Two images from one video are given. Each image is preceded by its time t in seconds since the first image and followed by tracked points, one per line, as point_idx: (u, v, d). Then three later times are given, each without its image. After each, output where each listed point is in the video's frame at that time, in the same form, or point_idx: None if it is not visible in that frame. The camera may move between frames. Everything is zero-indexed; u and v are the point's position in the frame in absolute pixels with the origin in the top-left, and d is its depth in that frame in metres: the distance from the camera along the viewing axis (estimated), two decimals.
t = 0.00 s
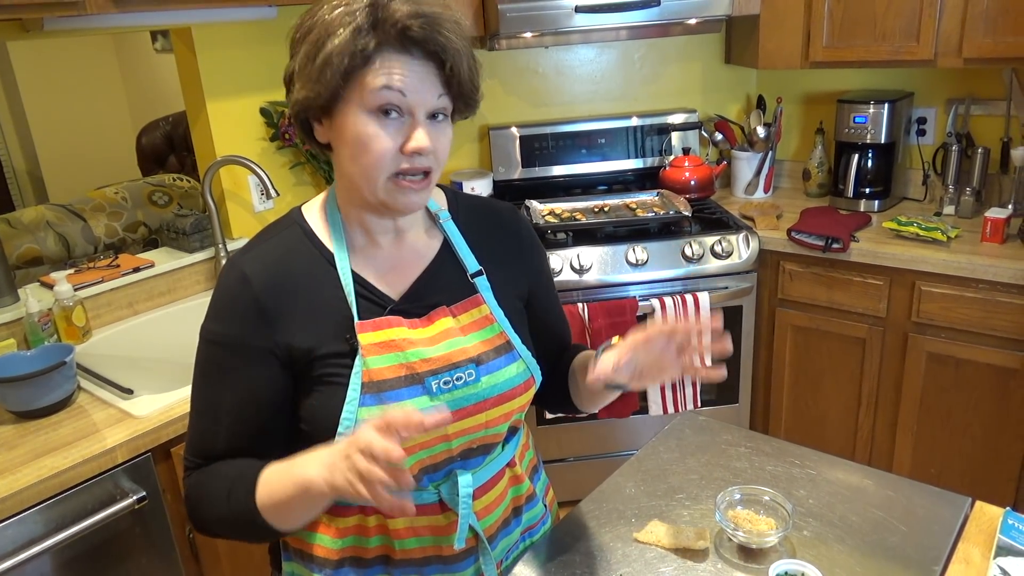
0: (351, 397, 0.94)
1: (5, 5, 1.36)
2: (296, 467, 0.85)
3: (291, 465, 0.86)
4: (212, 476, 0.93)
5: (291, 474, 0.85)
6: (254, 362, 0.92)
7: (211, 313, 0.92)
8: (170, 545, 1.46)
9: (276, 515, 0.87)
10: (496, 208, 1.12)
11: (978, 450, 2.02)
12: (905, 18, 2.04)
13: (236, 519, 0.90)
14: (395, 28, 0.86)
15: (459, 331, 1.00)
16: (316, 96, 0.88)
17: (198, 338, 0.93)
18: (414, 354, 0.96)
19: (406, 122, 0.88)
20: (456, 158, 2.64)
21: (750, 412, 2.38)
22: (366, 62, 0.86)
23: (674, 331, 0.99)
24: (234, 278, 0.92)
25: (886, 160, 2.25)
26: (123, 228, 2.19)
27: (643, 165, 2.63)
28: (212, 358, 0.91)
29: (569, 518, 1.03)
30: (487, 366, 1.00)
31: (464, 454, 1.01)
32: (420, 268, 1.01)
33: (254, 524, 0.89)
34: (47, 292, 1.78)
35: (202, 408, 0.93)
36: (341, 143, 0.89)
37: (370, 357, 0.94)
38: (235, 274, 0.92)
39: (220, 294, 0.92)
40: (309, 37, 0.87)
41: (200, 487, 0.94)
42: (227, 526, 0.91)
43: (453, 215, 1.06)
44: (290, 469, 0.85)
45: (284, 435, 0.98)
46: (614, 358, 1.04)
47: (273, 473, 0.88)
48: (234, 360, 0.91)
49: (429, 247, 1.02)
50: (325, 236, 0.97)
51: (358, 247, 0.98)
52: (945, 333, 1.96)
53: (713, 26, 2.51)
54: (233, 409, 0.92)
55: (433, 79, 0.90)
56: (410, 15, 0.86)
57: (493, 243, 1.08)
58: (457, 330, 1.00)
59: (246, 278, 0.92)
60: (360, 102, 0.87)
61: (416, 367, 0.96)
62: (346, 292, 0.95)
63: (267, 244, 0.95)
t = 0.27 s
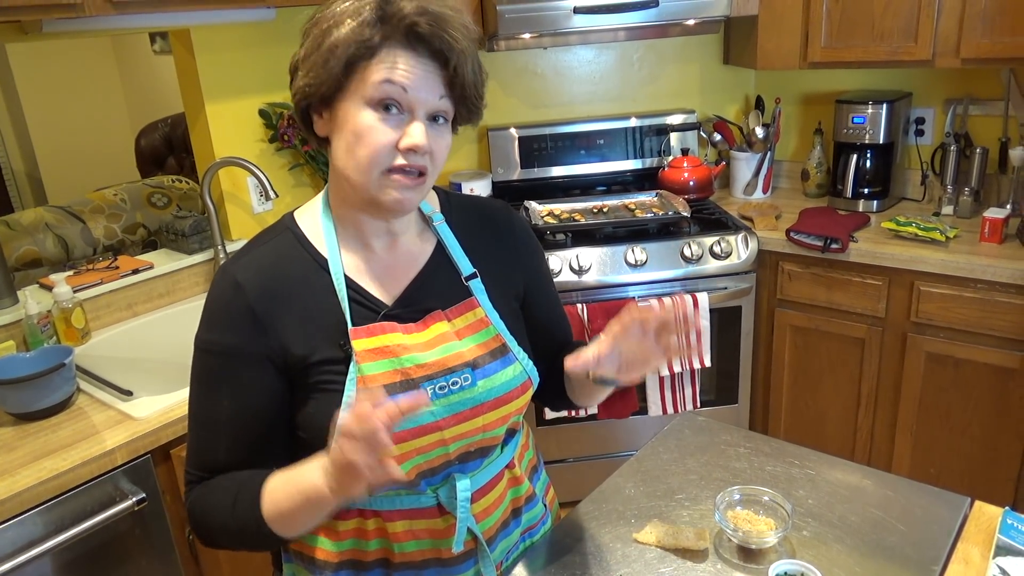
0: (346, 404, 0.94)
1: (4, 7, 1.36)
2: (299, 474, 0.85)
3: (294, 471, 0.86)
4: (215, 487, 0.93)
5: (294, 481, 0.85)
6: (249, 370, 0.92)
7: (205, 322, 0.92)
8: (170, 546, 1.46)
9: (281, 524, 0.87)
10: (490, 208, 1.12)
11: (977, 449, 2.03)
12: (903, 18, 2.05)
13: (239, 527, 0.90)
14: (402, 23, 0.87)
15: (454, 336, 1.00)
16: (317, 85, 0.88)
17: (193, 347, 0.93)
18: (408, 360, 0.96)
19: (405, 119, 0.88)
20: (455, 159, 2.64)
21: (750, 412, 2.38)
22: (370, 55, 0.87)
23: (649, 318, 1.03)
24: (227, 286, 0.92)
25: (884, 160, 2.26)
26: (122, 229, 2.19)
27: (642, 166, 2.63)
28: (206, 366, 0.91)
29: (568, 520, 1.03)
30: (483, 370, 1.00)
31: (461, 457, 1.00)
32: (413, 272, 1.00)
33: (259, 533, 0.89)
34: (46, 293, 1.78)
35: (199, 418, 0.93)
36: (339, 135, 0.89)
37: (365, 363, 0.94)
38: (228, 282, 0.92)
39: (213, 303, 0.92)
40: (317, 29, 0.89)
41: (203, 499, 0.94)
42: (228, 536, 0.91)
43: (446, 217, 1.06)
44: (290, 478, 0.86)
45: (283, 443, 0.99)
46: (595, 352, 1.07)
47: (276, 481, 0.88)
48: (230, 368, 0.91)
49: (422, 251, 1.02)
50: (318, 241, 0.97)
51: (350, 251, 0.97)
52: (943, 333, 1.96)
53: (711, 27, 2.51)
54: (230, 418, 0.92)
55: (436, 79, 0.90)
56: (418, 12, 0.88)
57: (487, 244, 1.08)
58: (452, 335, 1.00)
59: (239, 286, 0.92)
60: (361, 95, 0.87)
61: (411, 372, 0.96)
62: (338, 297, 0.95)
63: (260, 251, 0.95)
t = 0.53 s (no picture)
0: (347, 407, 0.94)
1: (4, 9, 1.36)
2: (340, 536, 0.86)
3: (336, 527, 0.87)
4: (232, 503, 0.92)
5: (331, 539, 0.86)
6: (250, 376, 0.91)
7: (204, 329, 0.92)
8: (170, 547, 1.46)
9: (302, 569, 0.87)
10: (489, 211, 1.12)
11: (977, 450, 2.03)
12: (903, 20, 2.05)
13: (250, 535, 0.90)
14: (401, 29, 0.86)
15: (455, 338, 1.00)
16: (318, 96, 0.86)
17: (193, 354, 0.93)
18: (408, 362, 0.96)
19: (409, 125, 0.88)
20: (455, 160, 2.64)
21: (750, 413, 2.38)
22: (370, 63, 0.86)
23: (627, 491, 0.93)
24: (226, 292, 0.92)
25: (884, 161, 2.26)
26: (122, 231, 2.19)
27: (642, 167, 2.64)
28: (207, 374, 0.91)
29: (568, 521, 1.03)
30: (484, 372, 1.00)
31: (462, 458, 1.01)
32: (413, 274, 1.01)
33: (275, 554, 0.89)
34: (46, 295, 1.78)
35: (201, 427, 0.93)
36: (340, 143, 0.89)
37: (366, 366, 0.94)
38: (227, 288, 0.92)
39: (213, 310, 0.92)
40: (313, 37, 0.87)
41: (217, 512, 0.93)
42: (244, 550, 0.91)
43: (447, 219, 1.06)
44: (332, 530, 0.87)
45: (284, 449, 0.98)
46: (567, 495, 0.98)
47: (310, 526, 0.88)
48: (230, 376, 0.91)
49: (422, 253, 1.02)
50: (317, 245, 0.97)
51: (351, 254, 0.97)
52: (942, 335, 1.96)
53: (711, 28, 2.52)
54: (230, 426, 0.92)
55: (435, 82, 0.90)
56: (415, 18, 0.87)
57: (487, 246, 1.08)
58: (453, 337, 1.00)
59: (238, 292, 0.92)
60: (363, 103, 0.86)
61: (412, 375, 0.96)
62: (339, 301, 0.95)
63: (259, 256, 0.95)
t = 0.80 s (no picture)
0: (347, 407, 0.94)
1: (5, 9, 1.36)
2: (342, 537, 0.86)
3: (337, 526, 0.87)
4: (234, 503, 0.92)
5: (334, 536, 0.86)
6: (251, 377, 0.91)
7: (205, 329, 0.92)
8: (171, 547, 1.46)
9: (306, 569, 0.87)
10: (489, 211, 1.12)
11: (977, 451, 2.03)
12: (903, 20, 2.05)
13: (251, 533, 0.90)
14: (397, 32, 0.86)
15: (456, 338, 1.00)
16: (315, 98, 0.87)
17: (194, 354, 0.93)
18: (409, 362, 0.96)
19: (405, 128, 0.88)
20: (455, 161, 2.64)
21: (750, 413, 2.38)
22: (367, 66, 0.86)
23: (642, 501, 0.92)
24: (227, 293, 0.92)
25: (884, 162, 2.26)
26: (122, 231, 2.19)
27: (642, 167, 2.64)
28: (208, 374, 0.91)
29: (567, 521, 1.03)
30: (485, 372, 1.00)
31: (462, 458, 1.01)
32: (414, 274, 1.00)
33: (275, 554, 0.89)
34: (47, 295, 1.78)
35: (203, 427, 0.93)
36: (337, 146, 0.89)
37: (366, 366, 0.94)
38: (228, 288, 0.92)
39: (214, 310, 0.92)
40: (310, 39, 0.87)
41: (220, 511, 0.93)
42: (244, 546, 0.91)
43: (447, 219, 1.06)
44: (337, 530, 0.87)
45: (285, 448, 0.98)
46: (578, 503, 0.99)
47: (312, 524, 0.88)
48: (231, 376, 0.91)
49: (423, 253, 1.02)
50: (318, 245, 0.97)
51: (351, 254, 0.97)
52: (943, 335, 1.96)
53: (711, 29, 2.52)
54: (231, 426, 0.92)
55: (432, 85, 0.90)
56: (413, 20, 0.87)
57: (487, 246, 1.08)
58: (454, 337, 1.00)
59: (238, 292, 0.92)
60: (359, 106, 0.86)
61: (413, 375, 0.96)
62: (339, 301, 0.95)
63: (260, 257, 0.95)
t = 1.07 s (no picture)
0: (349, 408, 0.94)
1: (4, 10, 1.36)
2: (297, 472, 0.87)
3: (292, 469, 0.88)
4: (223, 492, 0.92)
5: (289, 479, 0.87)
6: (252, 375, 0.92)
7: (206, 326, 0.92)
8: (171, 548, 1.46)
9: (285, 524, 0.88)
10: (490, 213, 1.12)
11: (977, 452, 2.03)
12: (903, 22, 2.05)
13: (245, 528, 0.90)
14: (408, 43, 0.85)
15: (457, 339, 1.00)
16: (325, 110, 0.86)
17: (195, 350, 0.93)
18: (411, 363, 0.96)
19: (417, 136, 0.89)
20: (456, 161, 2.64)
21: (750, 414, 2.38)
22: (378, 78, 0.85)
23: (664, 336, 0.98)
24: (229, 290, 0.92)
25: (884, 163, 2.26)
26: (123, 232, 2.18)
27: (642, 169, 2.64)
28: (209, 371, 0.92)
29: (567, 523, 1.03)
30: (485, 374, 1.00)
31: (462, 460, 1.01)
32: (416, 275, 1.01)
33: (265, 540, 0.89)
34: (47, 295, 1.78)
35: (202, 421, 0.93)
36: (348, 154, 0.89)
37: (367, 366, 0.94)
38: (229, 285, 0.93)
39: (215, 307, 0.92)
40: (317, 48, 0.85)
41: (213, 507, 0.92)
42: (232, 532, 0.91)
43: (449, 221, 1.06)
44: (291, 474, 0.87)
45: (284, 446, 0.98)
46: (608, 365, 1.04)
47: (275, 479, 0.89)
48: (231, 373, 0.91)
49: (425, 254, 1.02)
50: (320, 244, 0.97)
51: (354, 255, 0.97)
52: (943, 336, 1.96)
53: (711, 30, 2.52)
54: (231, 423, 0.92)
55: (442, 92, 0.90)
56: (423, 30, 0.86)
57: (488, 248, 1.08)
58: (455, 338, 1.00)
59: (240, 289, 0.92)
60: (372, 116, 0.86)
61: (414, 376, 0.96)
62: (341, 301, 0.95)
63: (262, 255, 0.95)
